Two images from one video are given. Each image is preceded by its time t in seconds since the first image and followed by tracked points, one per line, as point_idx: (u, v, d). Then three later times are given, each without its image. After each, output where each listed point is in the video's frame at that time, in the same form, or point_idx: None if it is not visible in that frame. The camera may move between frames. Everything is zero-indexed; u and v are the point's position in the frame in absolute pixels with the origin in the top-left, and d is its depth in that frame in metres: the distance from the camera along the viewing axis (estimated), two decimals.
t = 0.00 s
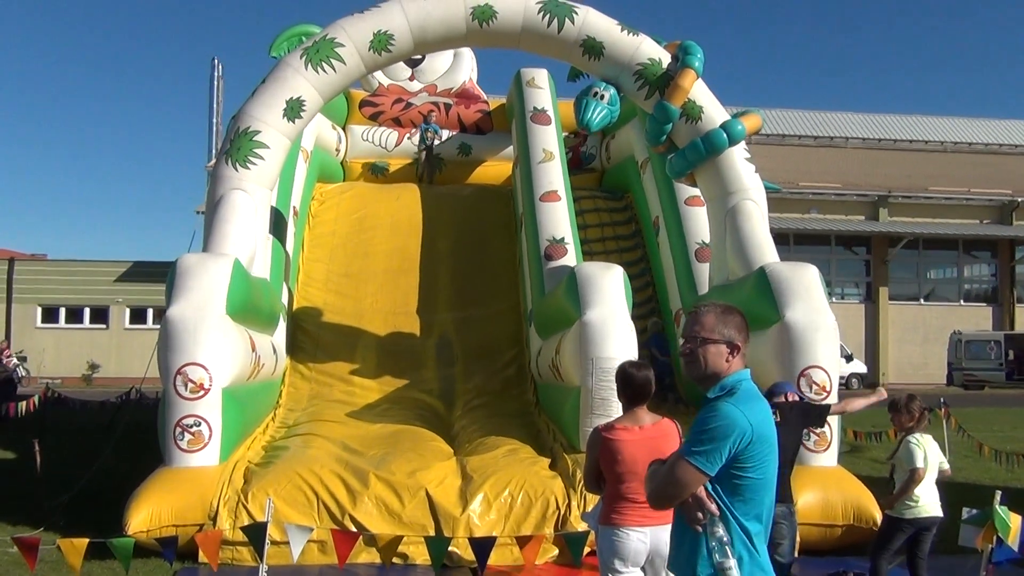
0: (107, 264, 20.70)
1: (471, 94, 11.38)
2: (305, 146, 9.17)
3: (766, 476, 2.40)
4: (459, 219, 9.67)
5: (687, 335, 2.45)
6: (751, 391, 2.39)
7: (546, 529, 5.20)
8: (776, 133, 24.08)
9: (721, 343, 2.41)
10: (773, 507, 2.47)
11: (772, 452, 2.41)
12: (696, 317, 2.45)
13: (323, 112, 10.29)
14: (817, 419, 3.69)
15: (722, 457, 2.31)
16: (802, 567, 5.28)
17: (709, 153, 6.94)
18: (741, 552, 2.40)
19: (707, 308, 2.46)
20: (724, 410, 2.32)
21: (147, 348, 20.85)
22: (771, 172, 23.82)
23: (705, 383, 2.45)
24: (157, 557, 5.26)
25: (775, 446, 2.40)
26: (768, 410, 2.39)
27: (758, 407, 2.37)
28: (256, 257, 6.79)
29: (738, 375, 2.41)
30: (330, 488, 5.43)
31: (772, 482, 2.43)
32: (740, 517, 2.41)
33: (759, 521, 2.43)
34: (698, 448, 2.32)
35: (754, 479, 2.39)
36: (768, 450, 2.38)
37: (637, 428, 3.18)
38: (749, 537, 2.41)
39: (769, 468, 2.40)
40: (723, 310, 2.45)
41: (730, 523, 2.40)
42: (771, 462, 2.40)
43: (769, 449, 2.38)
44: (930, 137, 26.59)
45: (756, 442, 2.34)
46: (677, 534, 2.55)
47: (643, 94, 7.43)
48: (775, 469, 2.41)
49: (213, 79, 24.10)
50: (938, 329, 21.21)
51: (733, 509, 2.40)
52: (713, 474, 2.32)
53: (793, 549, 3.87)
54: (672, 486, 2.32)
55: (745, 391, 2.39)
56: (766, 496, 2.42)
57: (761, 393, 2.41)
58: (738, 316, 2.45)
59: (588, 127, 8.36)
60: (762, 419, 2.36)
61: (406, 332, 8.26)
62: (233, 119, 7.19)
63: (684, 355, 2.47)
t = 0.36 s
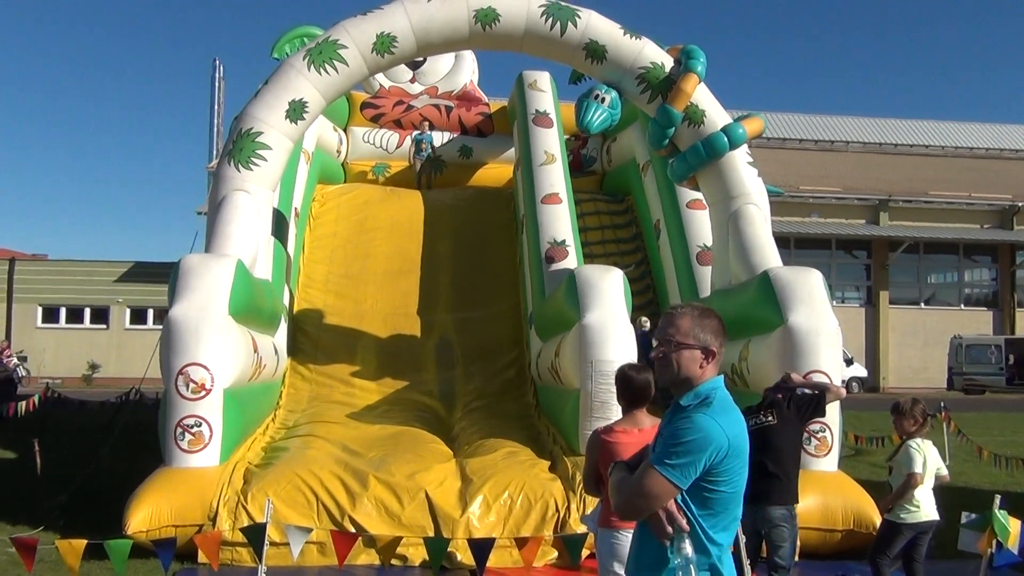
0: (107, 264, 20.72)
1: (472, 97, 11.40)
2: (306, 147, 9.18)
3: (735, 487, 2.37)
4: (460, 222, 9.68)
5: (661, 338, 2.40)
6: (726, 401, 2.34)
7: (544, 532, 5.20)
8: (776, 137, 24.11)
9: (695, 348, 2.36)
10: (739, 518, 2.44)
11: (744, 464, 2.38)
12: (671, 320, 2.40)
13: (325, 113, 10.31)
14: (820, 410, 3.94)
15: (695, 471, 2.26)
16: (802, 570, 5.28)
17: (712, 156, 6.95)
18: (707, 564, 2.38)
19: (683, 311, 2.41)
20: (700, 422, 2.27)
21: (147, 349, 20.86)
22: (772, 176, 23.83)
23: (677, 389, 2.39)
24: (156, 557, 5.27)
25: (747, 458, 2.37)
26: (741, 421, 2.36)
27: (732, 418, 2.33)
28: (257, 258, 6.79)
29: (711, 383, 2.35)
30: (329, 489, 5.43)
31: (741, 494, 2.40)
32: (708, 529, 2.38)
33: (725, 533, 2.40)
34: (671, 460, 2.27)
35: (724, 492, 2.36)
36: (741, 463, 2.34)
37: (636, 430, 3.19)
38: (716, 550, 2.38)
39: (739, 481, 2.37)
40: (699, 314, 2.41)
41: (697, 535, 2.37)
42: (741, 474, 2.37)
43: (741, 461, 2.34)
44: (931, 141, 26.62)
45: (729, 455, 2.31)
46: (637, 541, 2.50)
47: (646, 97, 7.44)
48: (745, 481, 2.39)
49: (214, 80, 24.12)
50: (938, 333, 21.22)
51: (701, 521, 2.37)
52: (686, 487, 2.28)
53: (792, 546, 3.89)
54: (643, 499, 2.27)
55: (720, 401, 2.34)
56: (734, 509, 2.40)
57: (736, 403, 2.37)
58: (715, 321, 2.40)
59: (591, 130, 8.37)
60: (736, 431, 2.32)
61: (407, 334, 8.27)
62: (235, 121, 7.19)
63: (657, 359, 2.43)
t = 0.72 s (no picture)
0: (106, 263, 20.71)
1: (471, 97, 11.41)
2: (305, 147, 9.18)
3: (709, 493, 2.36)
4: (459, 222, 9.68)
5: (626, 338, 2.40)
6: (696, 405, 2.33)
7: (541, 532, 5.20)
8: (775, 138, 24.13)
9: (660, 349, 2.36)
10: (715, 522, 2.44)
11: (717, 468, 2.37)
12: (636, 319, 2.40)
13: (324, 113, 10.31)
14: (819, 409, 3.95)
15: (669, 480, 2.25)
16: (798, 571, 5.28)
17: (712, 159, 6.96)
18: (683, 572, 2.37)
19: (647, 310, 2.40)
20: (672, 429, 2.25)
21: (146, 347, 20.87)
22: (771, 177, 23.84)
23: (644, 391, 2.40)
24: (153, 556, 5.27)
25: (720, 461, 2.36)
26: (713, 424, 2.35)
27: (704, 422, 2.32)
28: (256, 258, 6.80)
29: (678, 384, 2.36)
30: (326, 489, 5.43)
31: (716, 497, 2.39)
32: (684, 535, 2.37)
33: (700, 538, 2.40)
34: (644, 470, 2.24)
35: (698, 497, 2.35)
36: (714, 467, 2.33)
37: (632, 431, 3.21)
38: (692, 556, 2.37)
39: (713, 486, 2.36)
40: (663, 313, 2.40)
41: (673, 542, 2.36)
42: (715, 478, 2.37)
43: (715, 466, 2.33)
44: (929, 143, 26.64)
45: (703, 460, 2.30)
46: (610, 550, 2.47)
47: (645, 98, 7.44)
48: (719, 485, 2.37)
49: (213, 79, 24.11)
50: (936, 335, 21.24)
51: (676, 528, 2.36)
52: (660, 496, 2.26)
53: (789, 547, 3.89)
54: (619, 511, 2.25)
55: (691, 404, 2.33)
56: (710, 513, 2.39)
57: (706, 405, 2.36)
58: (679, 319, 2.40)
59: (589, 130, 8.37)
60: (709, 435, 2.31)
61: (404, 334, 8.27)
62: (234, 120, 7.20)
63: (621, 360, 2.42)
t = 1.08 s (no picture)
0: (102, 262, 20.68)
1: (468, 95, 11.40)
2: (301, 145, 9.17)
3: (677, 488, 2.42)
4: (456, 220, 9.68)
5: (589, 339, 2.43)
6: (663, 401, 2.39)
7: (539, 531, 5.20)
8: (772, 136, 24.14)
9: (625, 348, 2.40)
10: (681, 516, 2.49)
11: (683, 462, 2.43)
12: (598, 321, 2.44)
13: (320, 111, 10.30)
14: (816, 408, 3.94)
15: (643, 476, 2.29)
16: (795, 569, 5.29)
17: (706, 156, 6.95)
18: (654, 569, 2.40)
19: (610, 311, 2.46)
20: (642, 426, 2.30)
21: (143, 345, 20.85)
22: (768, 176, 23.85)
23: (609, 390, 2.43)
24: (150, 554, 5.27)
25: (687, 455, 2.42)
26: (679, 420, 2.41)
27: (671, 419, 2.37)
28: (252, 256, 6.80)
29: (642, 382, 2.40)
30: (323, 487, 5.43)
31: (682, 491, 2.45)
32: (654, 532, 2.41)
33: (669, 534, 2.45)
34: (619, 467, 2.28)
35: (666, 493, 2.40)
36: (681, 460, 2.39)
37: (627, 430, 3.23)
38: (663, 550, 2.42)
39: (680, 482, 2.41)
40: (626, 313, 2.45)
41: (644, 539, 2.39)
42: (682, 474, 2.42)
43: (682, 459, 2.39)
44: (926, 141, 26.68)
45: (672, 454, 2.35)
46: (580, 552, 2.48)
47: (640, 96, 7.43)
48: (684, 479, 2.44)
49: (210, 78, 24.05)
50: (933, 333, 21.27)
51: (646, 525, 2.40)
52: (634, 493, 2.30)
53: (786, 545, 3.89)
54: (597, 509, 2.27)
55: (657, 402, 2.39)
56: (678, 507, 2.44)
57: (671, 402, 2.42)
58: (641, 320, 2.45)
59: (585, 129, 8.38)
60: (676, 432, 2.36)
61: (401, 332, 8.26)
62: (228, 118, 7.18)
63: (586, 361, 2.44)
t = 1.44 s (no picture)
0: (99, 261, 20.67)
1: (466, 94, 11.40)
2: (299, 144, 9.16)
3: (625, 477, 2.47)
4: (453, 218, 9.67)
5: (549, 335, 2.43)
6: (618, 391, 2.44)
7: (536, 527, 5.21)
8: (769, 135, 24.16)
9: (584, 343, 2.41)
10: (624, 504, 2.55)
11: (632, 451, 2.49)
12: (558, 318, 2.44)
13: (318, 110, 10.29)
14: (813, 409, 3.95)
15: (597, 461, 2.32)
16: (792, 567, 5.30)
17: (706, 156, 6.95)
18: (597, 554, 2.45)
19: (568, 309, 2.45)
20: (598, 413, 2.34)
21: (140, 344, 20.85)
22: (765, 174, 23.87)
23: (569, 384, 2.44)
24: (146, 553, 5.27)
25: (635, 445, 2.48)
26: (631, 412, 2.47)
27: (624, 409, 2.43)
28: (250, 255, 6.80)
29: (602, 376, 2.42)
30: (320, 485, 5.43)
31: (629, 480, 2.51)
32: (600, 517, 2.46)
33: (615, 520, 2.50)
34: (573, 451, 2.30)
35: (615, 479, 2.45)
36: (631, 450, 2.45)
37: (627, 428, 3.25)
38: (606, 535, 2.47)
39: (628, 470, 2.47)
40: (584, 310, 2.45)
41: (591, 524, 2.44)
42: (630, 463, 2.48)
43: (632, 449, 2.45)
44: (923, 139, 26.71)
45: (624, 443, 2.40)
46: (531, 536, 2.50)
47: (639, 95, 7.44)
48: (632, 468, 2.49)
49: (206, 76, 23.99)
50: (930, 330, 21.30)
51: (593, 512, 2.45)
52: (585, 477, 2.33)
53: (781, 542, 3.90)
54: (550, 491, 2.29)
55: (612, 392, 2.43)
56: (624, 495, 2.50)
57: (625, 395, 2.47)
58: (599, 315, 2.45)
59: (583, 127, 8.39)
60: (628, 421, 2.42)
61: (399, 330, 8.27)
62: (227, 117, 7.17)
63: (548, 356, 2.45)
